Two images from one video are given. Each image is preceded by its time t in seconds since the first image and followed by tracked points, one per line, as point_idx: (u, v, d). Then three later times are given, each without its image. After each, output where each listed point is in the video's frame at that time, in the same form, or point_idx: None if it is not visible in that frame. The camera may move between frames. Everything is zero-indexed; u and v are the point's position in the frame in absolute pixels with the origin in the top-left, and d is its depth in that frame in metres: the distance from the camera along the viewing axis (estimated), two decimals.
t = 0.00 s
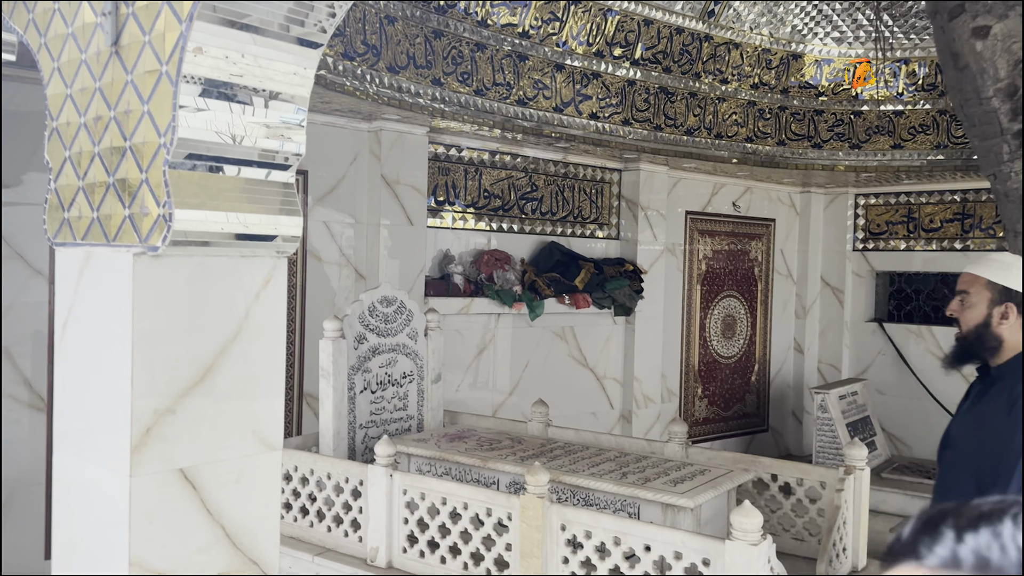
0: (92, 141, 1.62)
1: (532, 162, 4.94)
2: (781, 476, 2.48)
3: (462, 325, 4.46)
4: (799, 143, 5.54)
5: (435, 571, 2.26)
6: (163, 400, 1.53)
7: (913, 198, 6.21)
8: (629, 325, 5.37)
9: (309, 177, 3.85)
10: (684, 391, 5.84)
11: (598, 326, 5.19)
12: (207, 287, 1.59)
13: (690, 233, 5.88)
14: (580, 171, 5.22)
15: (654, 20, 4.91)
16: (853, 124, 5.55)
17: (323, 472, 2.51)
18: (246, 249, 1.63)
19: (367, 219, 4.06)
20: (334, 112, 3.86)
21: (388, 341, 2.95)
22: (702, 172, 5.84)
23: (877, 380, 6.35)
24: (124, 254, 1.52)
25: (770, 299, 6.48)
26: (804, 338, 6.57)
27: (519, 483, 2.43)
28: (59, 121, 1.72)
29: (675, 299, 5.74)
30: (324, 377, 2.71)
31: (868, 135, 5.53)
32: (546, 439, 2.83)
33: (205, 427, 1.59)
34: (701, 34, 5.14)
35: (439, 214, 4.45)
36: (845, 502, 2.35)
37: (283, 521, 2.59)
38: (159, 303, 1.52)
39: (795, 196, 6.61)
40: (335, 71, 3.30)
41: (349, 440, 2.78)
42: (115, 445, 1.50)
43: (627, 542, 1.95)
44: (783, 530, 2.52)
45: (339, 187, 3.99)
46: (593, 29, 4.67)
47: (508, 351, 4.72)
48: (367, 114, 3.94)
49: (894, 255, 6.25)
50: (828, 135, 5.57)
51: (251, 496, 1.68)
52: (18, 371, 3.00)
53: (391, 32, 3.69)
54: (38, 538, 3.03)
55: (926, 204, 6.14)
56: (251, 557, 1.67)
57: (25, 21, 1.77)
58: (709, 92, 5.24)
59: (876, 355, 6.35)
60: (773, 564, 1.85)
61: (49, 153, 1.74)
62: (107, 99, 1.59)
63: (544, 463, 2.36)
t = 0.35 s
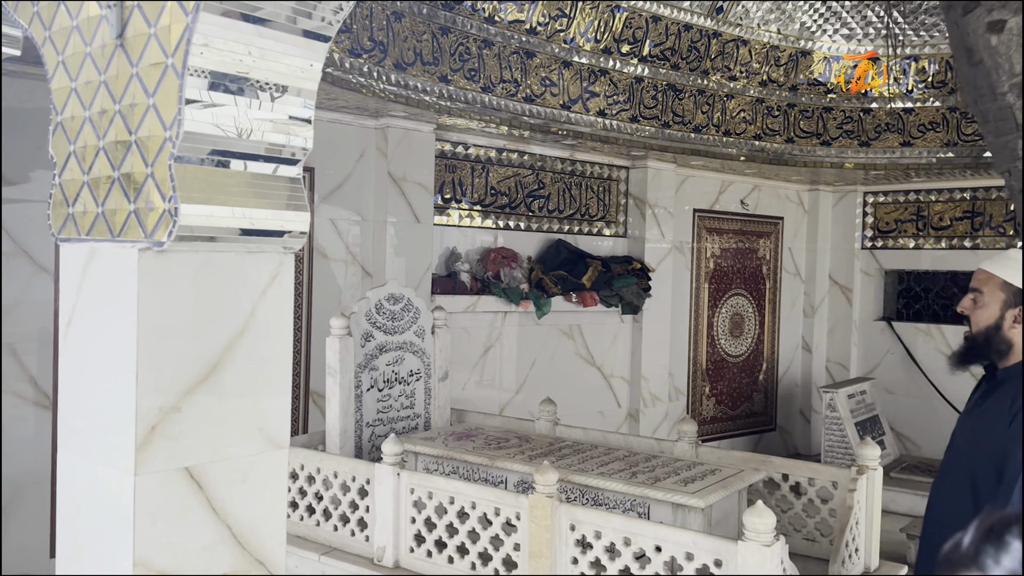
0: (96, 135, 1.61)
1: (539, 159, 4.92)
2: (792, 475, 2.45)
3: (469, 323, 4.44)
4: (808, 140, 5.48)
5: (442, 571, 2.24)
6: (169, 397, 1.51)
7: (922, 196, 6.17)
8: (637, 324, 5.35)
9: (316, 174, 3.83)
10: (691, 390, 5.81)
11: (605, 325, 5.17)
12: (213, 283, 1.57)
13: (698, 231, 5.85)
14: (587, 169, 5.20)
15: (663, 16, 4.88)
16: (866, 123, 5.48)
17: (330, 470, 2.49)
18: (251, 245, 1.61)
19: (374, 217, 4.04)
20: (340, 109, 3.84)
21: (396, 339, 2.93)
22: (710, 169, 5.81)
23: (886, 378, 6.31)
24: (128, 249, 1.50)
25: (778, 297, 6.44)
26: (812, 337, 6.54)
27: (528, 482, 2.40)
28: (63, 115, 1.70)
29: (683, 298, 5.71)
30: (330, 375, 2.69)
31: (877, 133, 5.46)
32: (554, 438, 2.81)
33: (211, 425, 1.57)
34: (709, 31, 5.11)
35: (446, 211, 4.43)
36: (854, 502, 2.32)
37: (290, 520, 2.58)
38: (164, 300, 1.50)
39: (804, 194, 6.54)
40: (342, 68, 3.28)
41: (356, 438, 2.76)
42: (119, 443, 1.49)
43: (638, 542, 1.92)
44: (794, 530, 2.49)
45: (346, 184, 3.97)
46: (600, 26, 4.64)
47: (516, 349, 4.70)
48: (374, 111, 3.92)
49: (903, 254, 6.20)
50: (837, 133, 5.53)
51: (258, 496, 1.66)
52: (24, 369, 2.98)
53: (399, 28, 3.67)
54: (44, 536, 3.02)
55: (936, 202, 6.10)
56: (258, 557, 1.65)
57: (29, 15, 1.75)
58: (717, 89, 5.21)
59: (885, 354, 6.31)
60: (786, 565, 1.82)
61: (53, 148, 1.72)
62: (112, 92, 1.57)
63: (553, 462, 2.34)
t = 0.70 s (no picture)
0: (80, 127, 1.58)
1: (541, 157, 4.89)
2: (794, 476, 2.41)
3: (470, 323, 4.40)
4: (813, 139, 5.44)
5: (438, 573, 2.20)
6: (153, 394, 1.48)
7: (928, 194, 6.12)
8: (640, 323, 5.31)
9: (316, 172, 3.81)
10: (695, 390, 5.76)
11: (608, 324, 5.13)
12: (199, 277, 1.54)
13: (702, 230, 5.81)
14: (590, 167, 5.16)
15: (666, 13, 4.84)
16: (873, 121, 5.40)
17: (325, 470, 2.46)
18: (240, 240, 1.59)
19: (375, 214, 4.01)
20: (340, 106, 3.81)
21: (394, 338, 2.90)
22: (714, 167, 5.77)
23: (891, 379, 6.26)
24: (110, 242, 1.47)
25: (783, 296, 6.40)
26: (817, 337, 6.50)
27: (526, 482, 2.37)
28: (48, 108, 1.67)
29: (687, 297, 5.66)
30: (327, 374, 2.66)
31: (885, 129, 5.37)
32: (554, 437, 2.77)
33: (196, 423, 1.54)
34: (713, 28, 5.07)
35: (447, 209, 4.40)
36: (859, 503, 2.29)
37: (285, 520, 2.55)
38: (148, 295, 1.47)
39: (809, 193, 6.52)
40: (341, 64, 3.25)
41: (353, 438, 2.73)
42: (102, 442, 1.46)
43: (636, 544, 1.89)
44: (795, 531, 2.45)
45: (346, 182, 3.95)
46: (602, 23, 4.59)
47: (517, 349, 4.66)
48: (374, 108, 3.89)
49: (910, 253, 6.15)
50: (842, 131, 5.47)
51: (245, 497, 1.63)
52: (19, 368, 2.96)
53: (398, 25, 3.64)
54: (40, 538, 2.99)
55: (943, 200, 6.04)
56: (246, 560, 1.62)
57: (16, 7, 1.72)
58: (721, 87, 5.17)
59: (891, 354, 6.26)
60: (787, 568, 1.78)
61: (38, 141, 1.69)
62: (96, 83, 1.54)
63: (550, 462, 2.30)
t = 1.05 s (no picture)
0: (69, 146, 1.68)
1: (554, 167, 4.89)
2: (796, 490, 2.39)
3: (483, 332, 4.40)
4: (830, 146, 5.46)
5: None
6: (135, 409, 1.56)
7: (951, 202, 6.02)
8: (655, 333, 5.28)
9: (327, 184, 3.86)
10: (712, 401, 5.71)
11: (622, 333, 5.12)
12: (181, 294, 1.62)
13: (719, 239, 5.77)
14: (603, 177, 5.16)
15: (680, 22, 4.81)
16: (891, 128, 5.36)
17: (326, 480, 2.48)
18: (223, 252, 1.66)
19: (387, 225, 4.04)
20: (350, 119, 3.85)
21: (399, 347, 2.91)
22: (731, 176, 5.73)
23: (914, 389, 6.15)
24: (93, 255, 1.57)
25: (804, 305, 6.33)
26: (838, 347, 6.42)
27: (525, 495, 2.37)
28: (40, 126, 1.76)
29: (704, 307, 5.62)
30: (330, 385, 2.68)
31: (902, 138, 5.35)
32: (558, 449, 2.77)
33: (177, 436, 1.62)
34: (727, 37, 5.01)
35: (459, 219, 4.42)
36: (860, 516, 2.24)
37: (288, 529, 2.58)
38: (130, 313, 1.55)
39: (829, 201, 6.44)
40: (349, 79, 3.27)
41: (357, 448, 2.75)
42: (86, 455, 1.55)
43: (627, 558, 1.88)
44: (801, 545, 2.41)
45: (358, 193, 3.99)
46: (614, 36, 4.48)
47: (531, 359, 4.66)
48: (385, 120, 3.92)
49: (934, 261, 6.04)
50: (860, 138, 5.42)
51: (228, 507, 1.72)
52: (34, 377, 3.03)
53: (408, 38, 3.64)
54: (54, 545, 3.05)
55: (966, 208, 5.95)
56: (227, 567, 1.71)
57: (12, 26, 1.81)
58: (736, 95, 5.12)
59: (913, 363, 6.17)
60: None
61: (31, 158, 1.79)
62: (84, 104, 1.65)
63: (548, 475, 2.30)
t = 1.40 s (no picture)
0: (32, 153, 1.68)
1: (546, 167, 4.88)
2: (778, 492, 2.39)
3: (475, 333, 4.40)
4: (825, 145, 5.37)
5: None
6: (95, 415, 1.58)
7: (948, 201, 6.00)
8: (649, 333, 5.27)
9: (316, 185, 3.86)
10: (707, 401, 5.70)
11: (616, 334, 5.11)
12: (142, 300, 1.63)
13: (714, 238, 5.76)
14: (596, 177, 5.14)
15: (672, 21, 4.80)
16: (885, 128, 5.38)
17: (307, 483, 2.48)
18: (184, 261, 1.68)
19: (377, 226, 4.03)
20: (339, 120, 3.85)
21: (384, 350, 2.91)
22: (726, 175, 5.72)
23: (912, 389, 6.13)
24: (52, 261, 1.57)
25: (800, 304, 6.30)
26: (835, 346, 6.39)
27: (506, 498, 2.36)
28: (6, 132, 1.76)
29: (699, 306, 5.60)
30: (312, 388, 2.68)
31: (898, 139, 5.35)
32: (542, 450, 2.77)
33: (139, 442, 1.63)
34: (720, 36, 4.99)
35: (451, 220, 4.41)
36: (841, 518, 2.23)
37: (271, 533, 2.57)
38: (90, 319, 1.57)
39: (826, 200, 6.42)
40: (338, 80, 3.27)
41: (340, 450, 2.74)
42: (47, 462, 1.56)
43: (601, 561, 1.87)
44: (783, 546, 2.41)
45: (348, 194, 3.98)
46: (606, 32, 4.57)
47: (524, 360, 4.65)
48: (374, 122, 3.92)
49: (931, 260, 6.02)
50: (855, 137, 5.41)
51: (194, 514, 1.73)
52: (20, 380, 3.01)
53: (396, 39, 3.66)
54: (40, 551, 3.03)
55: (962, 206, 5.93)
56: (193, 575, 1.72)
57: None
58: (730, 93, 5.12)
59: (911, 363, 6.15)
60: None
61: None
62: (45, 110, 1.65)
63: (528, 477, 2.30)
